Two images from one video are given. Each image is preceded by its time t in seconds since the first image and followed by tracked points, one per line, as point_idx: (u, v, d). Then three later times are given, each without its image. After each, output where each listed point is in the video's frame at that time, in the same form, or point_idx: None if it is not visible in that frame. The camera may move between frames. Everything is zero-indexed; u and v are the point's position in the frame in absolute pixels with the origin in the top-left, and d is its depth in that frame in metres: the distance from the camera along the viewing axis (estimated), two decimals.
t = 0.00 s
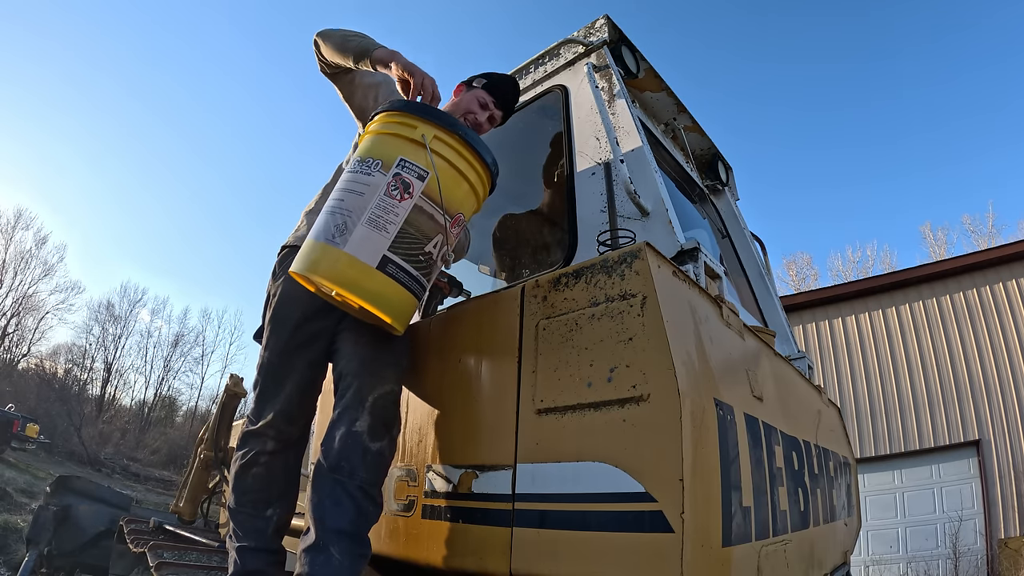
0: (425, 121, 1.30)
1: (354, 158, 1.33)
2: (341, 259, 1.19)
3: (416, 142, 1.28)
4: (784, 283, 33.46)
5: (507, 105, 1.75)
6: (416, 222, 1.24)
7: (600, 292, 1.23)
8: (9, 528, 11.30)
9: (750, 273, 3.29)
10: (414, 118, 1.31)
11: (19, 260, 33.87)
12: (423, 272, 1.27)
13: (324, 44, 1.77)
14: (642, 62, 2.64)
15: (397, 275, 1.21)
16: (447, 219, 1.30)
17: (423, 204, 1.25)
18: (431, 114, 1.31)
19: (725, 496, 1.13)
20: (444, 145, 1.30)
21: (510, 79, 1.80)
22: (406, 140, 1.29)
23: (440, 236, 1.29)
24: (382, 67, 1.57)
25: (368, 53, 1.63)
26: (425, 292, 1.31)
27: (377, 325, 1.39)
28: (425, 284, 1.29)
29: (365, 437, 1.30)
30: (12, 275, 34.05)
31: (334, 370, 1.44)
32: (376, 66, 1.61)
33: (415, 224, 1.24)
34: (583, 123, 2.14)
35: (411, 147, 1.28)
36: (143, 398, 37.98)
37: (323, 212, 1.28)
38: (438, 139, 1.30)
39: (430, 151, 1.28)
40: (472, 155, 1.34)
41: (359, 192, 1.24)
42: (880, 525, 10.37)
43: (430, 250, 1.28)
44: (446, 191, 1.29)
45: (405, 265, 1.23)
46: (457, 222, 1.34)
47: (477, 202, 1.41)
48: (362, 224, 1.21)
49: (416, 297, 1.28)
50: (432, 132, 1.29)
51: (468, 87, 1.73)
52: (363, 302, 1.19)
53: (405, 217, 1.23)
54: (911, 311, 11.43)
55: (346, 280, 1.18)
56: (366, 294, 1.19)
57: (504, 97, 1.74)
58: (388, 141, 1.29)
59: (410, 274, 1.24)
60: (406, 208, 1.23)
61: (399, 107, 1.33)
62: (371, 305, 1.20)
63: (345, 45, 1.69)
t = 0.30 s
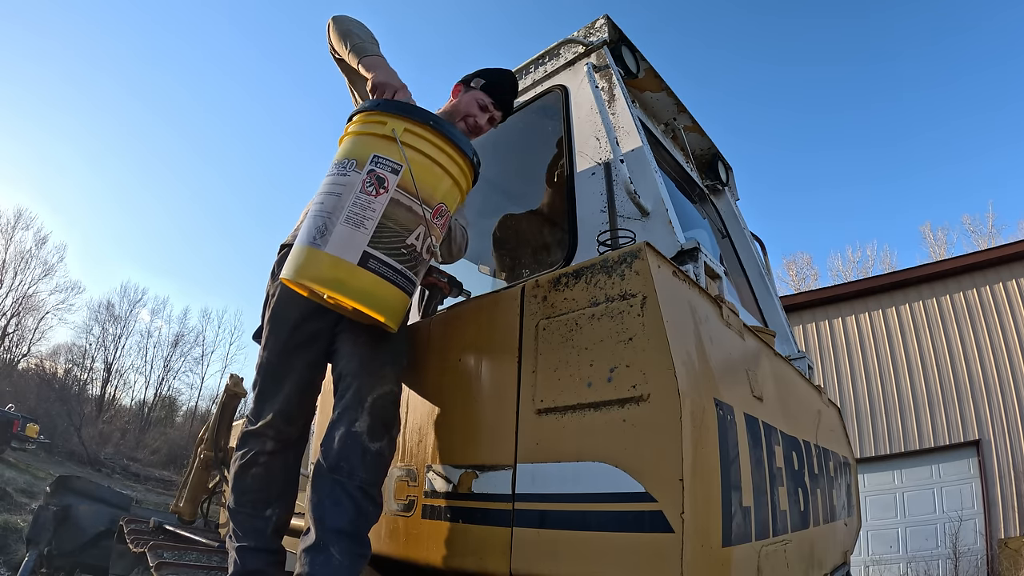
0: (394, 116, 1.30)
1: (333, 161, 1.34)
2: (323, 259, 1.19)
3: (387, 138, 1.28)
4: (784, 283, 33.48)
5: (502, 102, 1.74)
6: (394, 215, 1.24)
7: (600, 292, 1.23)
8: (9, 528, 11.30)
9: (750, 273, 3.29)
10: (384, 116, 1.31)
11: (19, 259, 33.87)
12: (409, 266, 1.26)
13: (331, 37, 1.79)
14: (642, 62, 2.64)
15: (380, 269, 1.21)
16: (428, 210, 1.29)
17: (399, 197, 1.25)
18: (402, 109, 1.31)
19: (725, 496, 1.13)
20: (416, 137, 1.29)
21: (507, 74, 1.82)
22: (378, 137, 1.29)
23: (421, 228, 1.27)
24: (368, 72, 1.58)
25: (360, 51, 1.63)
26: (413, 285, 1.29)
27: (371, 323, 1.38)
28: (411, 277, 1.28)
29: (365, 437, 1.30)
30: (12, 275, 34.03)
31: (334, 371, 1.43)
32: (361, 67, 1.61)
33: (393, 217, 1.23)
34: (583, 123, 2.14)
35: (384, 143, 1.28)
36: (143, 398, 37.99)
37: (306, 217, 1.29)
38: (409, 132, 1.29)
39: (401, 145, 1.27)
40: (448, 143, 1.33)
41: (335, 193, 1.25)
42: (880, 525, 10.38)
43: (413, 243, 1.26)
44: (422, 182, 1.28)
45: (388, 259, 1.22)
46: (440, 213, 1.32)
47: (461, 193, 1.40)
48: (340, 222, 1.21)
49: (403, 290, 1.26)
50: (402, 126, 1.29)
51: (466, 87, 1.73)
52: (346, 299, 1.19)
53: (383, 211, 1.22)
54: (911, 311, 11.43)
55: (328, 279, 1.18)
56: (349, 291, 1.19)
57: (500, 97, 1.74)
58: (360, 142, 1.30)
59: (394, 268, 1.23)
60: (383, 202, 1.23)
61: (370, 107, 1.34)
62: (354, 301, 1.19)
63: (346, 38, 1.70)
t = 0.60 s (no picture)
0: (398, 115, 1.30)
1: (336, 160, 1.33)
2: (327, 260, 1.19)
3: (392, 138, 1.28)
4: (784, 283, 33.49)
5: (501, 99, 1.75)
6: (398, 215, 1.24)
7: (600, 292, 1.23)
8: (9, 527, 11.30)
9: (750, 273, 3.29)
10: (388, 114, 1.31)
11: (19, 259, 33.89)
12: (412, 266, 1.26)
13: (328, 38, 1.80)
14: (642, 62, 2.64)
15: (383, 270, 1.21)
16: (431, 210, 1.29)
17: (403, 197, 1.25)
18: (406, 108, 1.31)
19: (725, 496, 1.13)
20: (420, 136, 1.30)
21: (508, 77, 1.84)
22: (381, 135, 1.29)
23: (425, 228, 1.28)
24: (363, 62, 1.60)
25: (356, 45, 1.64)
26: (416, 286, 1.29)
27: (373, 322, 1.38)
28: (415, 278, 1.28)
29: (365, 436, 1.30)
30: (12, 275, 34.05)
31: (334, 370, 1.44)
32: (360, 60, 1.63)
33: (397, 218, 1.23)
34: (583, 123, 2.14)
35: (388, 143, 1.28)
36: (143, 398, 37.98)
37: (309, 216, 1.28)
38: (413, 131, 1.29)
39: (405, 144, 1.27)
40: (452, 143, 1.33)
41: (340, 192, 1.25)
42: (880, 525, 10.38)
43: (415, 244, 1.27)
44: (426, 183, 1.28)
45: (391, 260, 1.22)
46: (443, 214, 1.32)
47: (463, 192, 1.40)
48: (342, 223, 1.21)
49: (407, 291, 1.27)
50: (406, 125, 1.29)
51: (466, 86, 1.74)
52: (350, 300, 1.19)
53: (387, 212, 1.22)
54: (911, 311, 11.43)
55: (333, 280, 1.18)
56: (353, 291, 1.19)
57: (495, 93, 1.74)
58: (364, 140, 1.29)
59: (397, 269, 1.23)
60: (386, 202, 1.23)
61: (374, 104, 1.33)
62: (358, 302, 1.19)
63: (342, 30, 1.71)
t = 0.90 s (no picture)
0: (384, 113, 1.30)
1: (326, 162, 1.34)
2: (319, 261, 1.19)
3: (378, 136, 1.28)
4: (784, 283, 33.49)
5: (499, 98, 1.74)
6: (388, 213, 1.23)
7: (600, 292, 1.23)
8: (9, 528, 11.30)
9: (750, 273, 3.29)
10: (374, 114, 1.31)
11: (19, 259, 33.89)
12: (405, 264, 1.26)
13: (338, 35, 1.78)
14: (642, 62, 2.64)
15: (375, 269, 1.21)
16: (421, 207, 1.28)
17: (393, 195, 1.25)
18: (391, 107, 1.31)
19: (725, 496, 1.13)
20: (407, 134, 1.29)
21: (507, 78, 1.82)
22: (368, 135, 1.29)
23: (416, 225, 1.27)
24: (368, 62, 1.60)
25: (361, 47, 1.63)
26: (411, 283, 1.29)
27: (371, 322, 1.38)
28: (408, 275, 1.27)
29: (367, 437, 1.30)
30: (12, 275, 34.03)
31: (334, 370, 1.44)
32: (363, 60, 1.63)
33: (387, 215, 1.23)
34: (583, 123, 2.14)
35: (374, 143, 1.28)
36: (143, 398, 37.96)
37: (302, 220, 1.29)
38: (399, 129, 1.29)
39: (392, 142, 1.27)
40: (440, 139, 1.33)
41: (329, 193, 1.25)
42: (880, 525, 10.38)
43: (408, 240, 1.26)
44: (414, 179, 1.27)
45: (382, 258, 1.22)
46: (435, 210, 1.32)
47: (455, 188, 1.40)
48: (333, 224, 1.21)
49: (401, 288, 1.26)
50: (392, 123, 1.29)
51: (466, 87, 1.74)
52: (344, 300, 1.19)
53: (377, 210, 1.22)
54: (911, 311, 11.43)
55: (325, 281, 1.18)
56: (345, 291, 1.18)
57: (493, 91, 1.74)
58: (351, 142, 1.30)
59: (390, 266, 1.23)
60: (376, 200, 1.23)
61: (360, 106, 1.34)
62: (351, 301, 1.19)
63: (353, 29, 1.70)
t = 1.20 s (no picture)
0: (376, 113, 1.31)
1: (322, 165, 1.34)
2: (316, 261, 1.20)
3: (371, 136, 1.29)
4: (784, 283, 33.49)
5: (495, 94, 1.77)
6: (384, 211, 1.23)
7: (600, 292, 1.23)
8: (9, 528, 11.30)
9: (750, 273, 3.29)
10: (367, 114, 1.32)
11: (19, 259, 33.88)
12: (402, 262, 1.25)
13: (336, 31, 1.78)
14: (642, 62, 2.64)
15: (372, 267, 1.20)
16: (417, 204, 1.28)
17: (387, 192, 1.24)
18: (385, 106, 1.32)
19: (725, 495, 1.13)
20: (400, 132, 1.30)
21: (502, 72, 1.85)
22: (361, 135, 1.30)
23: (412, 223, 1.27)
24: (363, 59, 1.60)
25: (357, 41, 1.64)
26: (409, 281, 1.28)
27: (372, 323, 1.38)
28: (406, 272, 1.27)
29: (368, 438, 1.30)
30: (12, 275, 33.98)
31: (336, 370, 1.44)
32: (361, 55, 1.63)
33: (383, 213, 1.23)
34: (583, 123, 2.14)
35: (367, 142, 1.28)
36: (143, 398, 37.95)
37: (300, 222, 1.29)
38: (392, 127, 1.30)
39: (385, 141, 1.27)
40: (433, 135, 1.33)
41: (325, 194, 1.25)
42: (880, 525, 10.38)
43: (404, 238, 1.26)
44: (409, 176, 1.27)
45: (379, 255, 1.21)
46: (431, 208, 1.32)
47: (451, 185, 1.40)
48: (330, 223, 1.21)
49: (399, 286, 1.26)
50: (384, 122, 1.30)
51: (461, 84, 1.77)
52: (341, 299, 1.18)
53: (372, 208, 1.22)
54: (911, 311, 11.43)
55: (323, 281, 1.18)
56: (343, 290, 1.18)
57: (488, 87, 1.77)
58: (344, 142, 1.30)
59: (387, 264, 1.22)
60: (371, 199, 1.22)
61: (353, 107, 1.34)
62: (348, 300, 1.19)
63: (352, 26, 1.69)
